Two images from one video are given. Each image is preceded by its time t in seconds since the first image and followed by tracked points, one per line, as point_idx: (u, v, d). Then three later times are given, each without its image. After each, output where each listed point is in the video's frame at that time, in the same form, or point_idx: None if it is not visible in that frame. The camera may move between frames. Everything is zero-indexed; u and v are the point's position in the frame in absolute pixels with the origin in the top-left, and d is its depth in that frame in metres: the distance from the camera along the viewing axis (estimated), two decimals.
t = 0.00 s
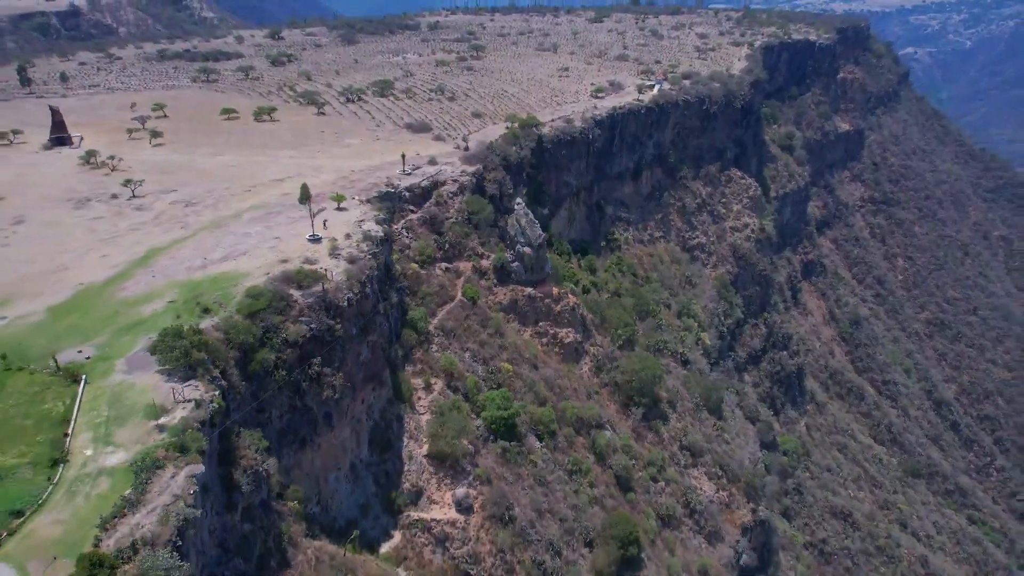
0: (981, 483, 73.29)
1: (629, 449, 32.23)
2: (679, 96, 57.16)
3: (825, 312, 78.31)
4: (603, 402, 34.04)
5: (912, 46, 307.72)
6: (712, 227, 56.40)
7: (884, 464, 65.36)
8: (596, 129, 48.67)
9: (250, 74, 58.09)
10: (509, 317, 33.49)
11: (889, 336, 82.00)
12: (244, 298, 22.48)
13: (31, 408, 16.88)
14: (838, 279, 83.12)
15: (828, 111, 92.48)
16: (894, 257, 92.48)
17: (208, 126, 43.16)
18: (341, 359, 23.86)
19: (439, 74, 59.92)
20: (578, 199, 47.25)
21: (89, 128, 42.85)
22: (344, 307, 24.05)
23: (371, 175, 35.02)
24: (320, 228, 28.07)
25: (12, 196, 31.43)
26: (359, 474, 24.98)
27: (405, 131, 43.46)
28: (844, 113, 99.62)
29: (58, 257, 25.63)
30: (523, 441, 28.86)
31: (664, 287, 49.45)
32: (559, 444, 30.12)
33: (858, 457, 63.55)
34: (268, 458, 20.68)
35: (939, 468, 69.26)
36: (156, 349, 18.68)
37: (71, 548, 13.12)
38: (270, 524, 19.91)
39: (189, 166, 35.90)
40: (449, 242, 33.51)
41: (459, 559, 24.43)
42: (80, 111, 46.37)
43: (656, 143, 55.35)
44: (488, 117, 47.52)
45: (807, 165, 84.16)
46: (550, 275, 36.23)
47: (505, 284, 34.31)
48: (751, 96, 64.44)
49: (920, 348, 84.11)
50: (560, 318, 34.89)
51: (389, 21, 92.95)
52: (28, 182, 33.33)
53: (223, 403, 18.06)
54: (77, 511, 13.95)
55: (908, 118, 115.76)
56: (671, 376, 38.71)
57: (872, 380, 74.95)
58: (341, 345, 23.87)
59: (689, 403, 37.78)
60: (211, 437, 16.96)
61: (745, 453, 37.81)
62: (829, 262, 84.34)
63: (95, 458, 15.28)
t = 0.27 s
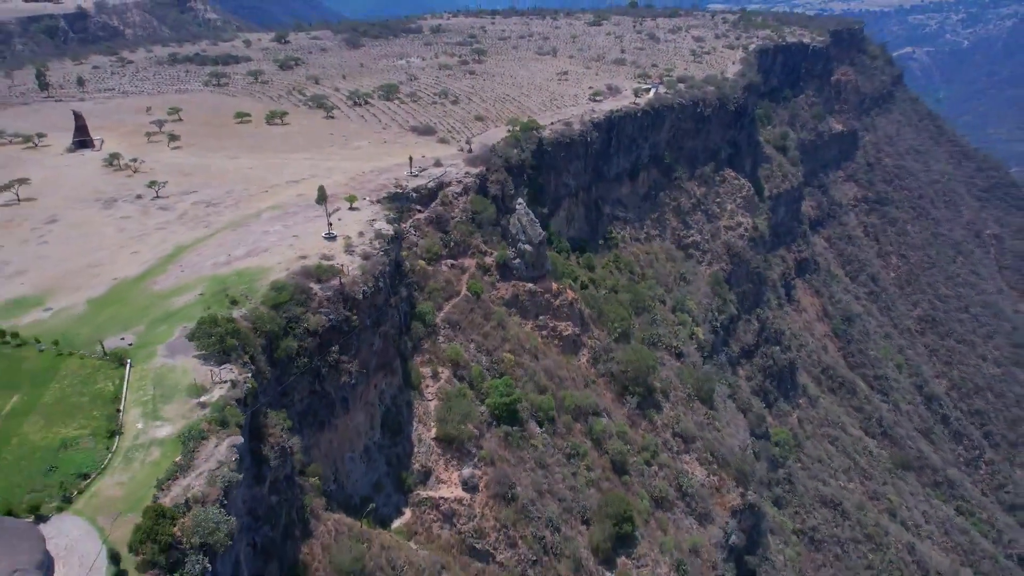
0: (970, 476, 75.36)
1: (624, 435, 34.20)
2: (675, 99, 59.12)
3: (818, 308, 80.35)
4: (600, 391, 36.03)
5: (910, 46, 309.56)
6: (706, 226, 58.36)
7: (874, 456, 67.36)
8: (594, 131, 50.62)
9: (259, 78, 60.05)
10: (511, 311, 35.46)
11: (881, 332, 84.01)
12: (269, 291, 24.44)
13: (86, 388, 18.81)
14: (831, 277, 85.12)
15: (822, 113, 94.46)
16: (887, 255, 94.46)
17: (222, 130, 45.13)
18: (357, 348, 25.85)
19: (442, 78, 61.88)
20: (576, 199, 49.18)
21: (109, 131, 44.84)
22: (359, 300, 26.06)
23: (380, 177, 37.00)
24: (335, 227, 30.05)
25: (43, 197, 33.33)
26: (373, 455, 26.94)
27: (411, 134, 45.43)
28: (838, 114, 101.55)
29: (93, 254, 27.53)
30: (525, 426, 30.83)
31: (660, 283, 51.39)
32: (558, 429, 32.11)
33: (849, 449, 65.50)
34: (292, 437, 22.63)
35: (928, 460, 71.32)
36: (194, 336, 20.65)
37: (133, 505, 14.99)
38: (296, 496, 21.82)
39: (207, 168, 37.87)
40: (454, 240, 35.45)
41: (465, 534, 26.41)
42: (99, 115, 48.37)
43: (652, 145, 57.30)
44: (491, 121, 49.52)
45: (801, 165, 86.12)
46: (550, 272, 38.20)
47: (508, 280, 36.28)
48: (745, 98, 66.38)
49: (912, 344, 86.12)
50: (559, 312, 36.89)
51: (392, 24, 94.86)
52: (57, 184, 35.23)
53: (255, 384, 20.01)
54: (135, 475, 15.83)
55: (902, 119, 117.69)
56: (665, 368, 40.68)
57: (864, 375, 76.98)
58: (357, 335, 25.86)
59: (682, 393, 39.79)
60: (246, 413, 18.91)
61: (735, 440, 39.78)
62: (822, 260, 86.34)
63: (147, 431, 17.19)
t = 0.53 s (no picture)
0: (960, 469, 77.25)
1: (620, 425, 36.05)
2: (671, 102, 60.91)
3: (812, 306, 82.26)
4: (597, 383, 37.89)
5: (909, 46, 311.25)
6: (701, 226, 60.17)
7: (866, 449, 69.18)
8: (592, 134, 52.41)
9: (267, 82, 61.82)
10: (513, 307, 37.30)
11: (874, 329, 85.88)
12: (288, 287, 26.29)
13: (126, 373, 20.70)
14: (824, 275, 86.98)
15: (816, 114, 96.23)
16: (880, 254, 96.33)
17: (235, 133, 46.97)
18: (370, 340, 27.68)
19: (445, 82, 63.69)
20: (575, 200, 50.96)
21: (126, 135, 46.68)
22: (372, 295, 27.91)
23: (388, 179, 38.84)
24: (347, 227, 31.91)
25: (70, 198, 35.22)
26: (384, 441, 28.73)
27: (416, 137, 47.26)
28: (833, 115, 103.31)
29: (121, 253, 29.40)
30: (526, 415, 32.67)
31: (656, 281, 53.16)
32: (557, 419, 33.94)
33: (840, 443, 67.36)
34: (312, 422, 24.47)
35: (918, 454, 73.21)
36: (223, 327, 22.55)
37: (176, 475, 16.81)
38: (315, 475, 23.67)
39: (223, 170, 39.70)
40: (458, 239, 37.25)
41: (470, 515, 28.27)
42: (115, 118, 50.22)
43: (649, 147, 59.09)
44: (493, 125, 51.40)
45: (795, 166, 87.94)
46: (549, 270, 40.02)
47: (509, 277, 38.12)
48: (740, 101, 68.11)
49: (904, 341, 87.99)
50: (558, 308, 38.76)
51: (396, 27, 96.88)
52: (81, 185, 37.13)
53: (280, 371, 21.85)
54: (177, 449, 17.66)
55: (897, 119, 119.45)
56: (660, 362, 42.53)
57: (856, 371, 78.86)
58: (369, 328, 27.70)
59: (675, 385, 41.67)
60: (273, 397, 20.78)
61: (727, 431, 41.62)
62: (816, 259, 88.18)
63: (185, 411, 19.02)
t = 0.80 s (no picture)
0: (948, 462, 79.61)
1: (615, 412, 38.43)
2: (666, 106, 63.24)
3: (805, 304, 84.66)
4: (594, 373, 40.26)
5: (907, 46, 313.53)
6: (696, 225, 62.50)
7: (856, 442, 71.50)
8: (590, 138, 54.73)
9: (277, 87, 64.10)
10: (515, 302, 39.66)
11: (866, 326, 88.21)
12: (309, 282, 28.66)
13: (168, 357, 23.06)
14: (817, 273, 89.30)
15: (809, 116, 98.54)
16: (873, 253, 98.66)
17: (249, 137, 49.28)
18: (384, 331, 30.01)
19: (448, 86, 66.03)
20: (574, 201, 53.25)
21: (145, 138, 49.00)
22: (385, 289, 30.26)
23: (397, 182, 41.18)
24: (361, 227, 34.28)
25: (99, 199, 37.47)
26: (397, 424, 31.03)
27: (422, 141, 49.59)
28: (827, 117, 105.60)
29: (152, 250, 31.68)
30: (527, 402, 35.01)
31: (651, 279, 55.49)
32: (557, 406, 36.31)
33: (831, 435, 69.72)
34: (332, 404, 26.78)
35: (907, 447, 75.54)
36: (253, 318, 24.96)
37: (222, 444, 19.17)
38: (336, 452, 26.03)
39: (241, 173, 42.02)
40: (463, 238, 39.57)
41: (475, 492, 30.68)
42: (134, 122, 52.55)
43: (645, 150, 61.40)
44: (495, 129, 53.71)
45: (789, 167, 90.25)
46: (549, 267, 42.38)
47: (511, 274, 40.48)
48: (733, 105, 70.41)
49: (895, 337, 90.34)
50: (557, 303, 41.15)
51: (399, 31, 99.17)
52: (108, 187, 39.39)
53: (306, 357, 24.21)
54: (220, 423, 20.02)
55: (890, 121, 121.80)
56: (654, 355, 44.91)
57: (847, 366, 81.25)
58: (383, 320, 30.04)
59: (668, 377, 44.09)
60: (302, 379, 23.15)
61: (717, 420, 44.00)
62: (809, 257, 90.50)
63: (224, 390, 21.38)
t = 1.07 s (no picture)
0: (938, 457, 81.98)
1: (611, 403, 40.66)
2: (662, 111, 65.48)
3: (798, 302, 87.03)
4: (592, 367, 42.51)
5: (906, 47, 315.71)
6: (691, 226, 64.71)
7: (847, 436, 73.76)
8: (588, 142, 56.94)
9: (286, 92, 66.29)
10: (516, 299, 41.86)
11: (858, 324, 90.45)
12: (327, 280, 30.92)
13: (201, 348, 25.25)
14: (811, 272, 91.57)
15: (804, 119, 100.79)
16: (866, 253, 100.95)
17: (262, 142, 51.54)
18: (397, 326, 32.19)
19: (452, 92, 68.29)
20: (573, 203, 55.43)
21: (163, 143, 51.25)
22: (397, 288, 32.50)
23: (405, 186, 43.46)
24: (373, 229, 36.52)
25: (124, 203, 39.63)
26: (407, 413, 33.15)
27: (428, 146, 51.86)
28: (821, 119, 107.85)
29: (178, 250, 33.88)
30: (528, 394, 37.19)
31: (647, 277, 57.72)
32: (556, 397, 38.52)
33: (822, 430, 71.96)
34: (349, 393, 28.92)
35: (897, 441, 77.79)
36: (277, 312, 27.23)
37: (255, 425, 21.40)
38: (352, 438, 28.22)
39: (256, 177, 44.25)
40: (468, 239, 41.78)
41: (480, 476, 32.92)
42: (151, 128, 54.83)
43: (641, 153, 63.64)
44: (497, 134, 55.96)
45: (783, 169, 92.48)
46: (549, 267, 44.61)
47: (513, 273, 42.69)
48: (727, 109, 72.64)
49: (887, 335, 92.63)
50: (557, 301, 43.45)
51: (402, 36, 101.46)
52: (131, 191, 41.56)
53: (326, 348, 26.45)
54: (253, 406, 22.25)
55: (884, 123, 124.11)
56: (648, 350, 47.20)
57: (840, 363, 83.56)
58: (396, 316, 32.23)
59: (662, 371, 46.47)
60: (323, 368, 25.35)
61: (709, 412, 46.26)
62: (803, 257, 92.73)
63: (254, 377, 23.60)
